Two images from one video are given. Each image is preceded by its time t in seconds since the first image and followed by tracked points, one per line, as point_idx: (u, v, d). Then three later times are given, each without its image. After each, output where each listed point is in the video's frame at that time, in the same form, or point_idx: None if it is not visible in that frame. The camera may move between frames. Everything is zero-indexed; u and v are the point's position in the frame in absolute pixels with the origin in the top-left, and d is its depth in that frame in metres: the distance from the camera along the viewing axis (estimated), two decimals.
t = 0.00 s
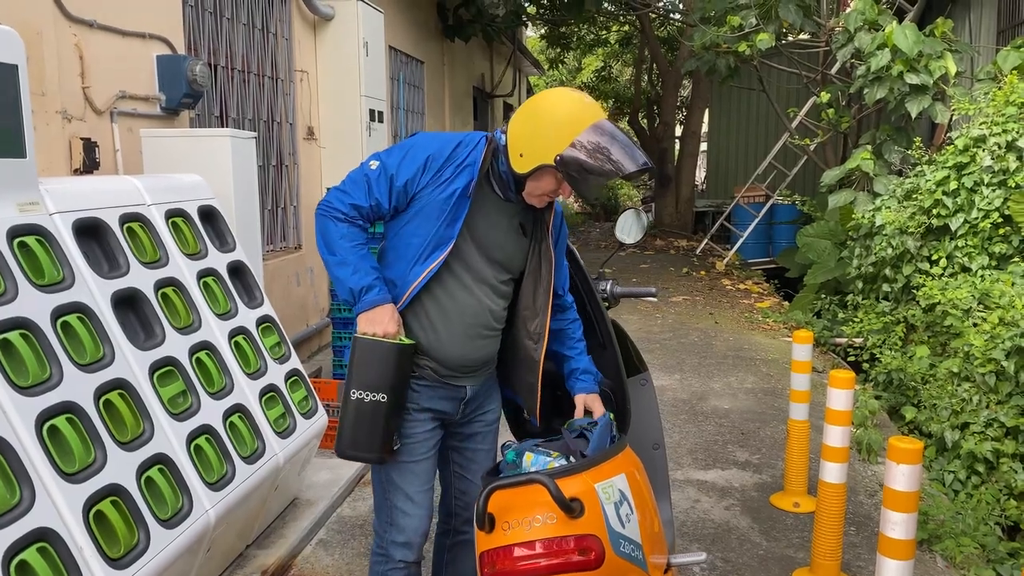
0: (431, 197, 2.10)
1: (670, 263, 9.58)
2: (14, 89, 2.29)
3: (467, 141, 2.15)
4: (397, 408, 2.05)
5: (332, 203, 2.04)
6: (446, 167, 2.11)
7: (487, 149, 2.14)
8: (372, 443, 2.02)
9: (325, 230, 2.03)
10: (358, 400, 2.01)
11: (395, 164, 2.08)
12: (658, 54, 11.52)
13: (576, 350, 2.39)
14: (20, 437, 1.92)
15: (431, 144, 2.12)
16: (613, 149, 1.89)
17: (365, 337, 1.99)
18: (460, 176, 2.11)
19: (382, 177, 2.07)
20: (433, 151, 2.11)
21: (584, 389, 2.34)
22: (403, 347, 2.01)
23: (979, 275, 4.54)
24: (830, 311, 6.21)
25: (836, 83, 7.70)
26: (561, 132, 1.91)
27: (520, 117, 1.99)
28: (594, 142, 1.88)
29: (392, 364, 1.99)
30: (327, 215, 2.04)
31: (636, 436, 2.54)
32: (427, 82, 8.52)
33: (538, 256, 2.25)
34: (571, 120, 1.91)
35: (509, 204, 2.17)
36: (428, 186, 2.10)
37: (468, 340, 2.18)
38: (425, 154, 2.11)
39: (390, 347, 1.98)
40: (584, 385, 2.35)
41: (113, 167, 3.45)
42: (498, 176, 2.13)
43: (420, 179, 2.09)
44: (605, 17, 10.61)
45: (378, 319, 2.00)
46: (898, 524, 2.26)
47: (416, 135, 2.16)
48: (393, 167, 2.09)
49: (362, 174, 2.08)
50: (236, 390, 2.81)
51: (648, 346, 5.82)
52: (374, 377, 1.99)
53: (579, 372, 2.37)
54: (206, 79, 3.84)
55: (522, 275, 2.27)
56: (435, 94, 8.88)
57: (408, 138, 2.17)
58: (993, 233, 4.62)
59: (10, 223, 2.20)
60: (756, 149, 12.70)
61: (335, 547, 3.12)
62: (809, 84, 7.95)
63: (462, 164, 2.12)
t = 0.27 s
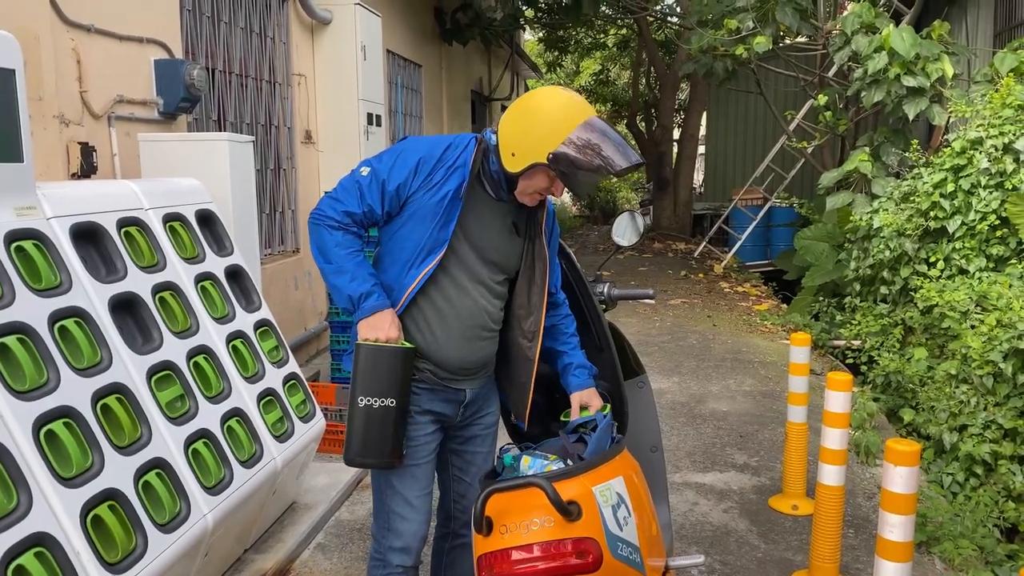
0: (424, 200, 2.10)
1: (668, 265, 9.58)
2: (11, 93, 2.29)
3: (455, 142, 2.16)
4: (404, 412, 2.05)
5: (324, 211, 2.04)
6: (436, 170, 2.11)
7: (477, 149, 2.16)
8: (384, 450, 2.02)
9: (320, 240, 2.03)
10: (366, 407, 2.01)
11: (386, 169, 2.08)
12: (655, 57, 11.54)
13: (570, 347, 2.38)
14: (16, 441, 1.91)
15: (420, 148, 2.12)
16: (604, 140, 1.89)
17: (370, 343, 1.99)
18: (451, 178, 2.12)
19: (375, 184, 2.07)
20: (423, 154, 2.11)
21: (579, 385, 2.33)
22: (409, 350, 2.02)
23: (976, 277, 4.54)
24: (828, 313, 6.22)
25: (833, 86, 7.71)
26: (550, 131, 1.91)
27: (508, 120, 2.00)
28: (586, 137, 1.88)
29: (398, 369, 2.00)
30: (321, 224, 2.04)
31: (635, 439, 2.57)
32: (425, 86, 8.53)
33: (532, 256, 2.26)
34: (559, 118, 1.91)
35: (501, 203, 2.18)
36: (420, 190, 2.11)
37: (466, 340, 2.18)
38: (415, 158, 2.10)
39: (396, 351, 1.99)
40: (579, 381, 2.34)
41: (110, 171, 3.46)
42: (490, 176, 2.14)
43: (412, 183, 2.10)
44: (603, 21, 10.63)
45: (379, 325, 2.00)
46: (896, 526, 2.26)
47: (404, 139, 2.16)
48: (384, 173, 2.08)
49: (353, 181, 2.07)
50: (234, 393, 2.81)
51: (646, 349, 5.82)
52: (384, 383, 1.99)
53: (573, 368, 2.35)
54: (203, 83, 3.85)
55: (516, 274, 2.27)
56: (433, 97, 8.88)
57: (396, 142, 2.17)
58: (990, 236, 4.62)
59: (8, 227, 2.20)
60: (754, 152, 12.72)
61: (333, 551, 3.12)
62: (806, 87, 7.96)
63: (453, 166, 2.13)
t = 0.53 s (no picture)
0: (411, 205, 2.09)
1: (667, 270, 9.59)
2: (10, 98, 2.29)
3: (432, 144, 2.14)
4: (401, 423, 2.03)
5: (311, 228, 2.03)
6: (419, 174, 2.10)
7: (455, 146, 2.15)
8: (378, 459, 2.00)
9: (310, 257, 2.02)
10: (359, 419, 2.00)
11: (368, 179, 2.06)
12: (654, 62, 11.55)
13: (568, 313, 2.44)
14: (15, 447, 1.91)
15: (399, 154, 2.10)
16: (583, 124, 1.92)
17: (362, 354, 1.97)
18: (434, 179, 2.10)
19: (359, 195, 2.05)
20: (403, 160, 2.09)
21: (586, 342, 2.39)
22: (404, 360, 2.00)
23: (975, 281, 4.54)
24: (827, 317, 6.22)
25: (831, 90, 7.73)
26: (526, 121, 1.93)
27: (483, 110, 2.01)
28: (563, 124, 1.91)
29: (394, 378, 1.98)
30: (309, 241, 2.02)
31: (634, 444, 2.58)
32: (424, 91, 8.54)
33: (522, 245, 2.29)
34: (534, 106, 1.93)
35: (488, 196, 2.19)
36: (405, 196, 2.09)
37: (474, 340, 2.19)
38: (396, 165, 2.08)
39: (389, 362, 1.97)
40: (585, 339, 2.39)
41: (109, 176, 3.46)
42: (472, 171, 2.14)
43: (396, 190, 2.08)
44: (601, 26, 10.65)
45: (375, 337, 1.98)
46: (895, 530, 2.26)
47: (381, 147, 2.14)
48: (366, 183, 2.06)
49: (336, 195, 2.06)
50: (233, 399, 2.80)
51: (645, 353, 5.82)
52: (376, 394, 1.98)
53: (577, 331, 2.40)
54: (202, 89, 3.85)
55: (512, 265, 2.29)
56: (432, 103, 8.89)
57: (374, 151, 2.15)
58: (989, 240, 4.63)
59: (7, 233, 2.21)
60: (753, 156, 12.74)
61: (332, 556, 3.11)
62: (804, 92, 7.97)
63: (435, 167, 2.11)
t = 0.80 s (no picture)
0: (393, 215, 2.09)
1: (668, 277, 9.60)
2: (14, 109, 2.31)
3: (407, 149, 2.15)
4: (397, 434, 2.03)
5: (295, 246, 2.04)
6: (398, 182, 2.10)
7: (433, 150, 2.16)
8: (374, 471, 2.00)
9: (296, 276, 2.03)
10: (356, 431, 2.00)
11: (348, 193, 2.07)
12: (654, 69, 11.59)
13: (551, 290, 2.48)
14: (18, 454, 1.92)
15: (375, 164, 2.10)
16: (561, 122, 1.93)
17: (355, 367, 1.98)
18: (414, 185, 2.11)
19: (339, 209, 2.06)
20: (380, 169, 2.09)
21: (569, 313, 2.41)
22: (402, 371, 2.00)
23: (975, 287, 4.55)
24: (828, 324, 6.22)
25: (831, 97, 7.75)
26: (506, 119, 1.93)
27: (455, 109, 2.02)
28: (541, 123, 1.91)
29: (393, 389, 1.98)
30: (293, 260, 2.03)
31: (634, 452, 2.58)
32: (425, 99, 8.57)
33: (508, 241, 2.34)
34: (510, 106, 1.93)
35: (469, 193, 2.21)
36: (387, 206, 2.09)
37: (470, 344, 2.19)
38: (374, 175, 2.08)
39: (382, 373, 1.96)
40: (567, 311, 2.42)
41: (112, 185, 3.47)
42: (450, 171, 2.15)
43: (377, 201, 2.08)
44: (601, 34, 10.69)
45: (369, 348, 1.98)
46: (896, 537, 2.27)
47: (358, 159, 2.15)
48: (346, 197, 2.07)
49: (317, 212, 2.07)
50: (235, 406, 2.81)
51: (646, 360, 5.82)
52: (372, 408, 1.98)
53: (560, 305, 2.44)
54: (205, 97, 3.88)
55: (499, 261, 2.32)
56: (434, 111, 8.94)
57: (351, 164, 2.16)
58: (988, 246, 4.64)
59: (11, 241, 2.22)
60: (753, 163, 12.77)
61: (333, 564, 3.11)
62: (804, 99, 8.00)
63: (413, 173, 2.12)
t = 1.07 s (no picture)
0: (383, 229, 2.07)
1: (669, 285, 9.59)
2: (18, 117, 2.32)
3: (392, 161, 2.13)
4: (393, 454, 2.01)
5: (281, 266, 2.00)
6: (386, 196, 2.08)
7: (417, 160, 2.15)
8: (369, 494, 1.99)
9: (284, 296, 1.99)
10: (352, 453, 1.97)
11: (334, 209, 2.04)
12: (654, 77, 11.61)
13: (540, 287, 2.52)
14: (19, 463, 1.92)
15: (361, 178, 2.07)
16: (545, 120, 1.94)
17: (352, 388, 1.95)
18: (401, 199, 2.09)
19: (327, 226, 2.03)
20: (366, 183, 2.07)
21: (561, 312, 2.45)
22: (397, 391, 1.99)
23: (977, 295, 4.54)
24: (829, 331, 6.21)
25: (831, 105, 7.76)
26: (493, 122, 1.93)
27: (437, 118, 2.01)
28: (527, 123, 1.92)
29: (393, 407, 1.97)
30: (281, 280, 1.99)
31: (637, 460, 2.59)
32: (426, 108, 8.58)
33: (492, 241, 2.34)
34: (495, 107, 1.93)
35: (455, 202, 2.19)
36: (375, 221, 2.08)
37: (470, 353, 2.21)
38: (360, 190, 2.06)
39: (380, 394, 1.94)
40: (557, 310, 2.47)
41: (114, 193, 3.48)
42: (435, 181, 2.14)
43: (365, 216, 2.06)
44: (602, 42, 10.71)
45: (365, 368, 1.95)
46: (899, 546, 2.26)
47: (341, 174, 2.12)
48: (332, 213, 2.04)
49: (303, 229, 2.03)
50: (236, 415, 2.81)
51: (648, 368, 5.81)
52: (371, 429, 1.95)
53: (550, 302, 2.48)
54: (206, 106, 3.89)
55: (487, 265, 2.34)
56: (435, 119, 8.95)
57: (333, 180, 2.12)
58: (990, 254, 4.63)
59: (13, 249, 2.22)
60: (754, 170, 12.79)
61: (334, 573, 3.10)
62: (804, 107, 8.01)
63: (399, 186, 2.10)
